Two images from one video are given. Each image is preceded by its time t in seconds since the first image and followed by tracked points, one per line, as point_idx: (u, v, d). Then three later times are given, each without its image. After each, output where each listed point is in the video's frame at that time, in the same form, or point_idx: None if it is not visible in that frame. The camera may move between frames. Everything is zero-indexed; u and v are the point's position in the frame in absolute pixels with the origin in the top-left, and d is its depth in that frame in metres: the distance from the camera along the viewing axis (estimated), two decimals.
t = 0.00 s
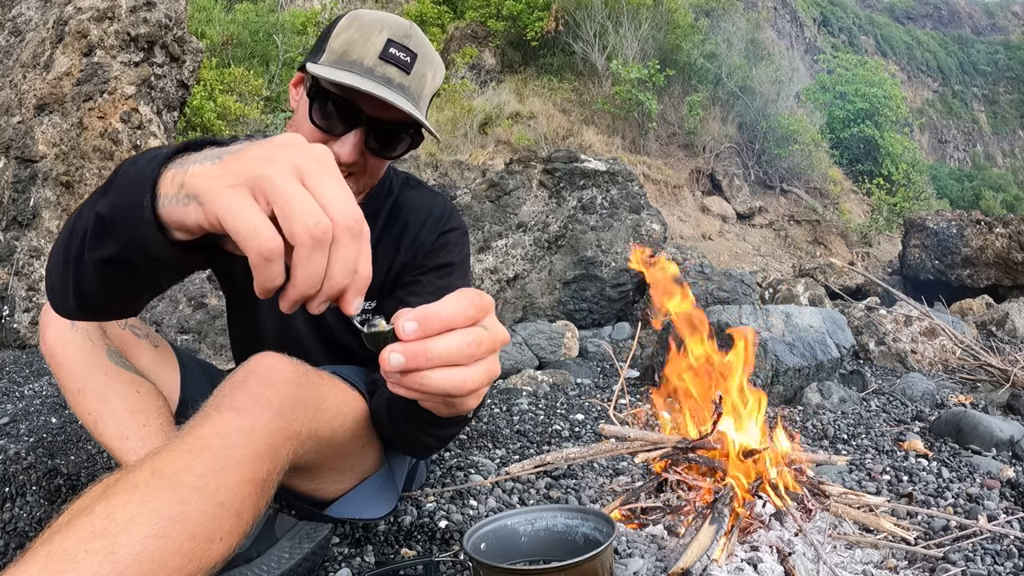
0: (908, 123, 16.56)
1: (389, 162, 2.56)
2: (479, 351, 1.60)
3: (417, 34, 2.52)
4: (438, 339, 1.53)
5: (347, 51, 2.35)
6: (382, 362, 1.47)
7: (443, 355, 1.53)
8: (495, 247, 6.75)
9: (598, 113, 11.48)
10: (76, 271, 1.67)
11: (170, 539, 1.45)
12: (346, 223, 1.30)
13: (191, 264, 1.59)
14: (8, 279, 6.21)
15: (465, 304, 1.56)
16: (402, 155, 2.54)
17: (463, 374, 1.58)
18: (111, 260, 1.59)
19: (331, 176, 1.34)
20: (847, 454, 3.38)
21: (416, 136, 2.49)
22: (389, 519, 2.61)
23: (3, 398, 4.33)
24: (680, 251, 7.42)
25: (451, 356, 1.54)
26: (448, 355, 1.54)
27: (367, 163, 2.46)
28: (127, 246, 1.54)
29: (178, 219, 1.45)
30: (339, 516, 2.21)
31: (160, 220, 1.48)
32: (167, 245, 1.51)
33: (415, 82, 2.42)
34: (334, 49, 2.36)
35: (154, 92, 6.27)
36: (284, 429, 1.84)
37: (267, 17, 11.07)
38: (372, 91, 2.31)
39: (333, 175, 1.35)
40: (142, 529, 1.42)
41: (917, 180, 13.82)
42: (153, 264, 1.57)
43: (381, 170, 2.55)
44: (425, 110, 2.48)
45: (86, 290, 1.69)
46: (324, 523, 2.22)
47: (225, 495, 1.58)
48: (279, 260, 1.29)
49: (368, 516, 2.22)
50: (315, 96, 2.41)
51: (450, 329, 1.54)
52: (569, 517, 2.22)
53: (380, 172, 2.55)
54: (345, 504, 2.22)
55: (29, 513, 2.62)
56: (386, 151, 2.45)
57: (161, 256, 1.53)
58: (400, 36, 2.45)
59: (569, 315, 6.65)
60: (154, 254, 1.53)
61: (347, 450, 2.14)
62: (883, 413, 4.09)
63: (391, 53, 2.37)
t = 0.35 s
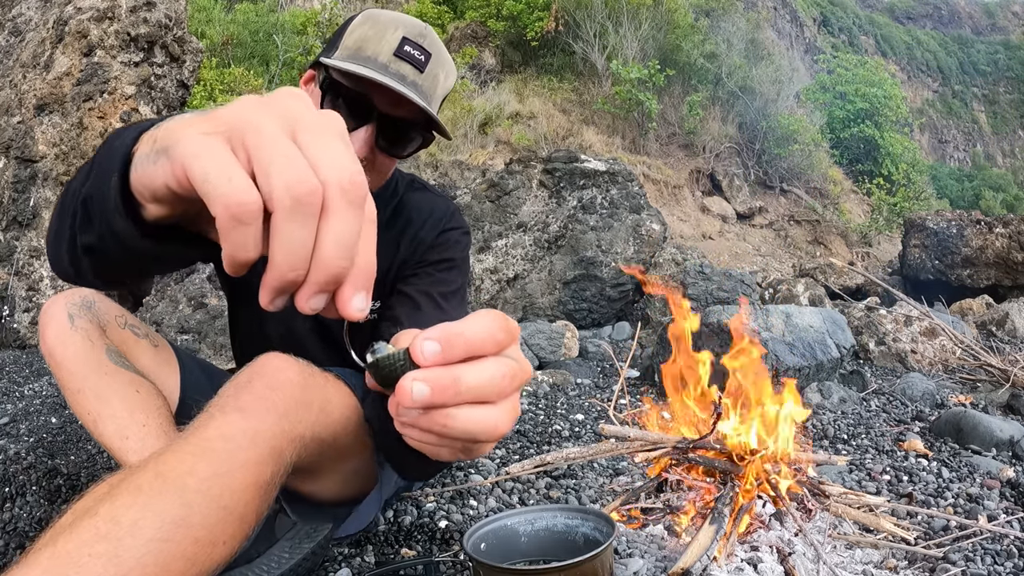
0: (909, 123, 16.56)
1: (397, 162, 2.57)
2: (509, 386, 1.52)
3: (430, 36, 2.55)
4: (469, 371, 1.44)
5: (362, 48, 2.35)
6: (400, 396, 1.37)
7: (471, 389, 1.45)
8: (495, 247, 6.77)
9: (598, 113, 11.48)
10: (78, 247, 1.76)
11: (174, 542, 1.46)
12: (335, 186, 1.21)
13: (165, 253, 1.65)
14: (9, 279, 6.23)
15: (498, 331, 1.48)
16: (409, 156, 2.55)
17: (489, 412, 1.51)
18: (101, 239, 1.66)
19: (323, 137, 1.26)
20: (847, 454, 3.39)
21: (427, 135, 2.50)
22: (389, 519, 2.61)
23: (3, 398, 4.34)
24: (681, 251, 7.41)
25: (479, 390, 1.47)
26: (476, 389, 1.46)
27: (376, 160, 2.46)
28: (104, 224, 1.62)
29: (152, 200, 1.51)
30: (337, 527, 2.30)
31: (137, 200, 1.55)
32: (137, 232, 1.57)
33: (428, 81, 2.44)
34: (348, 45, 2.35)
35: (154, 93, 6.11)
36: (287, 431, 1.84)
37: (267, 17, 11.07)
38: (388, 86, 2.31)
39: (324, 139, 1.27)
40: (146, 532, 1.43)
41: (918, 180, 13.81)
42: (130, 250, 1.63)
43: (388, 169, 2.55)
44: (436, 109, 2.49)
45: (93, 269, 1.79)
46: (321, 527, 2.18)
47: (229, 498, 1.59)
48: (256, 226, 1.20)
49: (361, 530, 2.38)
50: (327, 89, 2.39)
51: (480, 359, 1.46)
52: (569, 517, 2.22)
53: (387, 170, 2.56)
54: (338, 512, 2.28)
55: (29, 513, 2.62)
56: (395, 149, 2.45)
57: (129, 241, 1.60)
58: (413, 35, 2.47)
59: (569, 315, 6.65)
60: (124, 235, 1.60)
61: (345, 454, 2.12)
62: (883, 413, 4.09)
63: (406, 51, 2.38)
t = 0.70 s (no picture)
0: (909, 123, 16.56)
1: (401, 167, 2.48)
2: (528, 410, 1.28)
3: (443, 38, 2.54)
4: (485, 386, 1.19)
5: (371, 47, 2.36)
6: (393, 413, 1.12)
7: (486, 409, 1.20)
8: (495, 247, 6.78)
9: (598, 113, 11.48)
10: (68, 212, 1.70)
11: (176, 543, 1.47)
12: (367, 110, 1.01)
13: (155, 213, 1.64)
14: (9, 279, 6.23)
15: (520, 341, 1.26)
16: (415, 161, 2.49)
17: (507, 444, 1.24)
18: (92, 205, 1.62)
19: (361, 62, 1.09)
20: (847, 454, 3.39)
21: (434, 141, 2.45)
22: (389, 519, 2.61)
23: (4, 398, 4.34)
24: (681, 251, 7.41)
25: (493, 412, 1.22)
26: (492, 409, 1.21)
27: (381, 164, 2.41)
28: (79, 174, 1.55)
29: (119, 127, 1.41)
30: (338, 530, 2.30)
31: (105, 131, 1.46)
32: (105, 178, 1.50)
33: (438, 85, 2.42)
34: (358, 44, 2.36)
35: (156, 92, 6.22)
36: (291, 430, 1.83)
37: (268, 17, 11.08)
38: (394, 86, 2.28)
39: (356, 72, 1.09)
40: (148, 533, 1.44)
41: (918, 180, 13.80)
42: (114, 210, 1.60)
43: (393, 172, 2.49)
44: (444, 114, 2.47)
45: (87, 233, 1.75)
46: (322, 527, 2.14)
47: (231, 499, 1.60)
48: (251, 122, 0.97)
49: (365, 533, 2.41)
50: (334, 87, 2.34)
51: (498, 373, 1.22)
52: (569, 517, 2.22)
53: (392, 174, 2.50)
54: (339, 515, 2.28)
55: (29, 513, 2.61)
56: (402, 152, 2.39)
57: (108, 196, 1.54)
58: (426, 37, 2.46)
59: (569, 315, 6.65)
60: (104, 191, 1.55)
61: (341, 455, 2.07)
62: (883, 413, 4.09)
63: (416, 52, 2.39)
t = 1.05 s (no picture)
0: (909, 124, 16.56)
1: (402, 169, 2.46)
2: (523, 417, 1.28)
3: (446, 40, 2.54)
4: (477, 392, 1.18)
5: (374, 48, 2.37)
6: (381, 417, 1.08)
7: (477, 415, 1.20)
8: (494, 247, 6.71)
9: (598, 113, 11.48)
10: (59, 198, 1.69)
11: (176, 542, 1.48)
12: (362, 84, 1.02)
13: (143, 197, 1.61)
14: (9, 279, 6.24)
15: (519, 347, 1.25)
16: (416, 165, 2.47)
17: (496, 450, 1.24)
18: (79, 188, 1.59)
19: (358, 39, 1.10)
20: (847, 454, 3.39)
21: (435, 144, 2.41)
22: (389, 519, 2.61)
23: (4, 398, 4.34)
24: (681, 251, 7.41)
25: (484, 418, 1.21)
26: (484, 416, 1.21)
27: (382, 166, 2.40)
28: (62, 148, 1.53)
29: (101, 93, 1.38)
30: (338, 530, 2.29)
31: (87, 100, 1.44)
32: (85, 151, 1.48)
33: (439, 88, 2.42)
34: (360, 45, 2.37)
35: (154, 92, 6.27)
36: (292, 429, 1.83)
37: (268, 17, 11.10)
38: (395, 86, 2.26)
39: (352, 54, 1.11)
40: (148, 533, 1.44)
41: (918, 180, 13.80)
42: (101, 193, 1.58)
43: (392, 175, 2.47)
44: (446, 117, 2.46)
45: (79, 219, 1.73)
46: (321, 527, 2.12)
47: (232, 498, 1.60)
48: (248, 75, 0.97)
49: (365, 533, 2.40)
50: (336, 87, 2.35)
51: (492, 378, 1.21)
52: (569, 517, 2.22)
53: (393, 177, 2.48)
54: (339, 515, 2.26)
55: (29, 513, 2.61)
56: (403, 156, 2.36)
57: (90, 173, 1.51)
58: (429, 39, 2.47)
59: (569, 315, 6.65)
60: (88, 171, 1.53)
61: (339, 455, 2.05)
62: (883, 413, 4.09)
63: (419, 55, 2.40)
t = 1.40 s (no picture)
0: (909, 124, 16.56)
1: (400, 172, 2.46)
2: (519, 425, 1.27)
3: (445, 43, 2.54)
4: (471, 400, 1.18)
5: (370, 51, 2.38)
6: (372, 422, 1.07)
7: (469, 422, 1.20)
8: (495, 247, 6.69)
9: (598, 113, 11.48)
10: (58, 192, 1.69)
11: (176, 542, 1.48)
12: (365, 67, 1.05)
13: (143, 186, 1.58)
14: (9, 279, 6.24)
15: (519, 355, 1.24)
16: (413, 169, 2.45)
17: (488, 458, 1.24)
18: (76, 180, 1.59)
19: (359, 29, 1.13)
20: (847, 454, 3.39)
21: (433, 146, 2.40)
22: (389, 519, 2.61)
23: (4, 398, 4.34)
24: (681, 251, 7.40)
25: (478, 426, 1.21)
26: (478, 424, 1.21)
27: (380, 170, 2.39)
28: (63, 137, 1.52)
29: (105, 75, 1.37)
30: (338, 530, 2.29)
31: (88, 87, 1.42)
32: (83, 135, 1.45)
33: (436, 90, 2.42)
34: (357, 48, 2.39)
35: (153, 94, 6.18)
36: (292, 429, 1.82)
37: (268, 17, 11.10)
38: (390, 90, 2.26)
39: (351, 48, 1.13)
40: (148, 532, 1.44)
41: (918, 179, 13.81)
42: (99, 182, 1.56)
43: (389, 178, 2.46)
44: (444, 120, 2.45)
45: (80, 213, 1.73)
46: (321, 527, 2.12)
47: (231, 498, 1.60)
48: (249, 51, 0.98)
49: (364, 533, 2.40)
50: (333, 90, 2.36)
51: (489, 386, 1.21)
52: (569, 517, 2.22)
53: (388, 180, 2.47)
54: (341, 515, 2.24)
55: (29, 513, 2.61)
56: (398, 159, 2.34)
57: (89, 158, 1.49)
58: (427, 41, 2.47)
59: (569, 315, 6.66)
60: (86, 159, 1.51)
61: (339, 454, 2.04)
62: (883, 413, 4.08)
63: (415, 58, 2.41)
